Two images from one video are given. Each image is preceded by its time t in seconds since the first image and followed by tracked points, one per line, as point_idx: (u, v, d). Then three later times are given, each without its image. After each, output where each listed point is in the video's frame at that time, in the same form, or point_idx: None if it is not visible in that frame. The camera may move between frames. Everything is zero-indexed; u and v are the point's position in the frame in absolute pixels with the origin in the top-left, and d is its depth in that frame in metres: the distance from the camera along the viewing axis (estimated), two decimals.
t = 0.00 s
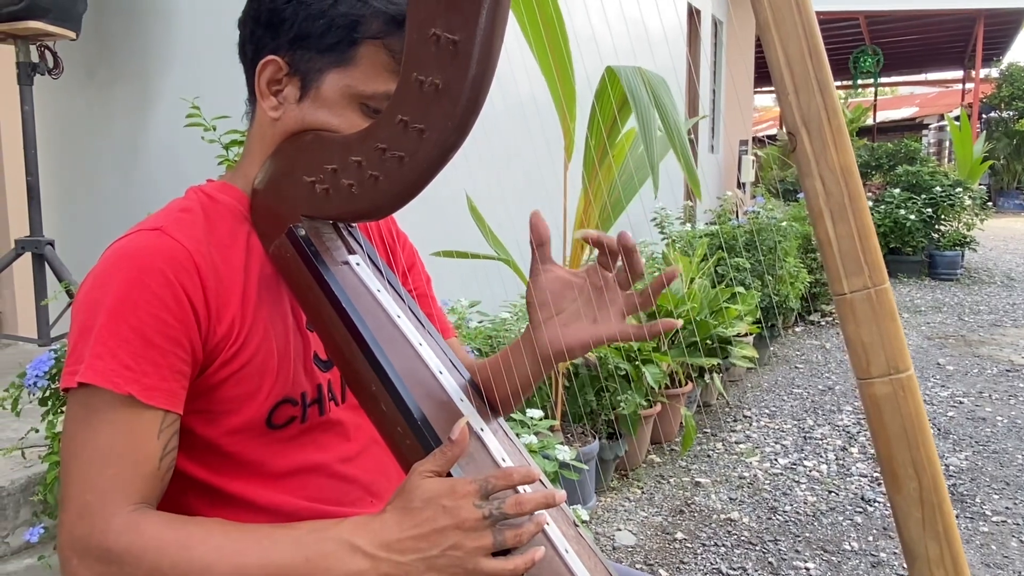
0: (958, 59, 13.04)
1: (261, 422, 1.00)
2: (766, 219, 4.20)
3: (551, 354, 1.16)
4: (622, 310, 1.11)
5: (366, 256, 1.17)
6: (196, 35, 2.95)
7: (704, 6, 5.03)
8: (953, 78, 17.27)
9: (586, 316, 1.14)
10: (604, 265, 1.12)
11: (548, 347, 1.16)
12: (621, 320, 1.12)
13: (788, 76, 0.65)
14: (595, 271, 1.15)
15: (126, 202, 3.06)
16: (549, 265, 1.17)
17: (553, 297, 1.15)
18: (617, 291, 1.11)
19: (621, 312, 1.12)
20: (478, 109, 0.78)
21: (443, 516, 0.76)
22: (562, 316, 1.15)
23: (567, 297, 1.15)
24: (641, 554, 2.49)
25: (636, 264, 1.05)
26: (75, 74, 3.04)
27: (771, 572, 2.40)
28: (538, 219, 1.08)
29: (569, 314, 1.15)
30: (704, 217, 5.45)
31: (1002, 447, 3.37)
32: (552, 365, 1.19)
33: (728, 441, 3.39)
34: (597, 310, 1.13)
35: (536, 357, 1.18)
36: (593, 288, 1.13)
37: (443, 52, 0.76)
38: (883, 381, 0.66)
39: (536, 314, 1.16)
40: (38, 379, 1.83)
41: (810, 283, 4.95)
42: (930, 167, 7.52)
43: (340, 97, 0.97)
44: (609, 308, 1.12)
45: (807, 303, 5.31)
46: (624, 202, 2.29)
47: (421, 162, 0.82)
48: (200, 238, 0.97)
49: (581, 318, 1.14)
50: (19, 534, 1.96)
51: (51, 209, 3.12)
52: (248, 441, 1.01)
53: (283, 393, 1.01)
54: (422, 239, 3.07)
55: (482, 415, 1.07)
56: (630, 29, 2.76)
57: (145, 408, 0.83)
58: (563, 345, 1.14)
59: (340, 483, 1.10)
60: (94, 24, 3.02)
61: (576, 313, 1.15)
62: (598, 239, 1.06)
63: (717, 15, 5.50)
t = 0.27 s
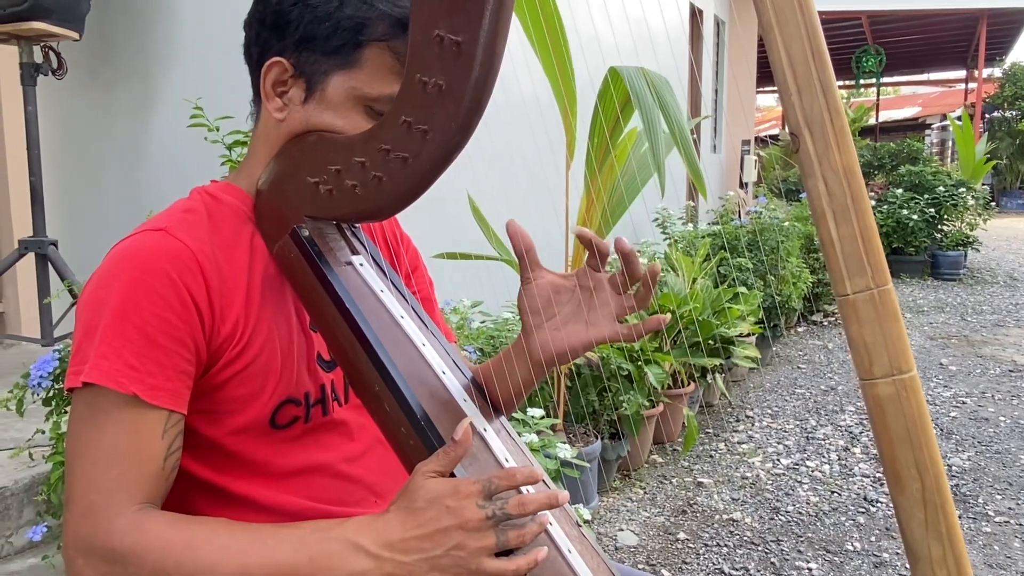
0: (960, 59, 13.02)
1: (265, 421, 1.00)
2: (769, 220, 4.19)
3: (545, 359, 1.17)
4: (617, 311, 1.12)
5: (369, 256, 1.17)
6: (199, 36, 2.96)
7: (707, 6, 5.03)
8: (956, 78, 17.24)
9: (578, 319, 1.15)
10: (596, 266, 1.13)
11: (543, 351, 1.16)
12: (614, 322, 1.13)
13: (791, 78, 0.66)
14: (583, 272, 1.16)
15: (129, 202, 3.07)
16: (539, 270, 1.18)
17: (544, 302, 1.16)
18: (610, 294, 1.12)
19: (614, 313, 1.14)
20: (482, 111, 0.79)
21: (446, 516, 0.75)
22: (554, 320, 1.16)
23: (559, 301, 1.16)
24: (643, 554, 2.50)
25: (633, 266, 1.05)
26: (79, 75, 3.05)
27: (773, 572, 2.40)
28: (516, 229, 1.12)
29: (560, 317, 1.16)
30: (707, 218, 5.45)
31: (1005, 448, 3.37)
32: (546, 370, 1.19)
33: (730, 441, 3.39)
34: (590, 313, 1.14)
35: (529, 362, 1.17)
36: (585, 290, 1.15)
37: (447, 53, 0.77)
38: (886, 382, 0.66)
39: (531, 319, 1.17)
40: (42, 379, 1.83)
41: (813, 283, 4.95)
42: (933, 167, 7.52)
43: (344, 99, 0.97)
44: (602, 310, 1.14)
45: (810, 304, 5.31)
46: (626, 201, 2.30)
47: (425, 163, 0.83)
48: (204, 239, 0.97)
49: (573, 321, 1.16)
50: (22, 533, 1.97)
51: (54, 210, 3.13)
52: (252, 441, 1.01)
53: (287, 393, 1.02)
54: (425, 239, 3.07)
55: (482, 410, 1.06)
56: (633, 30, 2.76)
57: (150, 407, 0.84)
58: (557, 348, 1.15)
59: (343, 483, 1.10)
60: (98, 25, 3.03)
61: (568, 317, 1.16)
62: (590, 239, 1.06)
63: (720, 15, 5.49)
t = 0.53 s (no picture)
0: (963, 59, 13.01)
1: (268, 422, 1.01)
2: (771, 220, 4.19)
3: (547, 368, 1.17)
4: (620, 323, 1.12)
5: (371, 257, 1.17)
6: (201, 37, 2.96)
7: (709, 6, 5.02)
8: (958, 78, 17.22)
9: (582, 329, 1.14)
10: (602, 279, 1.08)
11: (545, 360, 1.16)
12: (616, 333, 1.13)
13: (794, 78, 0.66)
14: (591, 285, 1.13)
15: (131, 202, 3.07)
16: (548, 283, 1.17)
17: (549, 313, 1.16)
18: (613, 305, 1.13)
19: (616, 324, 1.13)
20: (484, 112, 0.79)
21: (452, 515, 0.76)
22: (558, 331, 1.16)
23: (563, 312, 1.16)
24: (646, 555, 2.49)
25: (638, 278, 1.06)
26: (82, 76, 3.06)
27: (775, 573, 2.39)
28: (530, 242, 1.09)
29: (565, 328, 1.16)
30: (709, 218, 5.45)
31: (1008, 449, 3.36)
32: (547, 378, 1.19)
33: (732, 441, 3.39)
34: (593, 323, 1.13)
35: (531, 371, 1.18)
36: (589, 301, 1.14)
37: (450, 54, 0.77)
38: (889, 383, 0.66)
39: (535, 328, 1.17)
40: (44, 379, 1.83)
41: (816, 283, 4.94)
42: (936, 167, 7.51)
43: (347, 100, 0.97)
44: (605, 320, 1.13)
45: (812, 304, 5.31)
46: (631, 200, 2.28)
47: (428, 164, 0.83)
48: (208, 240, 0.97)
49: (577, 332, 1.15)
50: (25, 534, 1.97)
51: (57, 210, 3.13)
52: (255, 441, 1.01)
53: (290, 394, 1.02)
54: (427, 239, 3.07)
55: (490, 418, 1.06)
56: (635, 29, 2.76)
57: (154, 409, 0.84)
58: (560, 358, 1.15)
59: (346, 484, 1.10)
60: (101, 26, 3.04)
61: (572, 327, 1.16)
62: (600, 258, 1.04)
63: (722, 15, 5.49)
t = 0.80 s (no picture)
0: (965, 59, 13.01)
1: (270, 423, 1.01)
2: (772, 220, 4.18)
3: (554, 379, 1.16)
4: (632, 344, 1.09)
5: (372, 257, 1.17)
6: (202, 37, 2.97)
7: (709, 6, 5.02)
8: (960, 78, 17.22)
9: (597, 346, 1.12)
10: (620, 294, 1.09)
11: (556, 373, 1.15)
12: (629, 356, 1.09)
13: (795, 78, 0.65)
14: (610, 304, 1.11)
15: (133, 202, 3.07)
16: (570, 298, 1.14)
17: (567, 325, 1.14)
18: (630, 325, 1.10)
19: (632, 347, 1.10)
20: (485, 112, 0.79)
21: (454, 493, 0.74)
22: (572, 344, 1.15)
23: (580, 326, 1.14)
24: (647, 555, 2.49)
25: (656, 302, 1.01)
26: (83, 76, 3.07)
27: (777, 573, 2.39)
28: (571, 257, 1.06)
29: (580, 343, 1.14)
30: (710, 218, 5.45)
31: (1010, 449, 3.36)
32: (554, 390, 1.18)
33: (734, 441, 3.39)
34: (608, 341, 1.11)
35: (539, 381, 1.17)
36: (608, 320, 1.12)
37: (451, 53, 0.76)
38: (891, 383, 0.66)
39: (549, 339, 1.16)
40: (47, 379, 1.84)
41: (817, 283, 4.94)
42: (937, 167, 7.51)
43: (348, 99, 0.97)
44: (621, 341, 1.11)
45: (813, 304, 5.30)
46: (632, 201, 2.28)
47: (429, 164, 0.83)
48: (210, 241, 0.97)
49: (593, 348, 1.13)
50: (28, 534, 1.98)
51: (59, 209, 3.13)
52: (257, 442, 1.01)
53: (292, 394, 1.02)
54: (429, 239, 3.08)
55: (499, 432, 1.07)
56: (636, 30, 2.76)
57: (158, 409, 0.84)
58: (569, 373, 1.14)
59: (348, 484, 1.10)
60: (103, 27, 3.04)
61: (587, 343, 1.13)
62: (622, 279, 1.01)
63: (723, 15, 5.50)
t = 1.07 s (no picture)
0: (967, 59, 12.98)
1: (272, 422, 1.01)
2: (773, 221, 4.18)
3: (555, 352, 1.18)
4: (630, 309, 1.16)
5: (373, 256, 1.17)
6: (204, 37, 2.97)
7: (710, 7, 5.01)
8: (962, 78, 17.19)
9: (595, 313, 1.17)
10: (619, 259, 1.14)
11: (552, 346, 1.18)
12: (626, 318, 1.16)
13: (797, 77, 0.65)
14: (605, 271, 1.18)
15: (136, 199, 3.08)
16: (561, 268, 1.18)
17: (560, 297, 1.18)
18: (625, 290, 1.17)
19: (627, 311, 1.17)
20: (486, 110, 0.79)
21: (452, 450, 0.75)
22: (570, 315, 1.19)
23: (577, 296, 1.19)
24: (648, 555, 2.49)
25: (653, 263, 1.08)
26: (85, 76, 3.07)
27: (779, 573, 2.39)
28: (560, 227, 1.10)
29: (573, 313, 1.19)
30: (712, 218, 5.44)
31: (1012, 449, 3.35)
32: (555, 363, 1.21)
33: (735, 441, 3.38)
34: (606, 308, 1.17)
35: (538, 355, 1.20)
36: (603, 288, 1.18)
37: (452, 52, 0.76)
38: (893, 382, 0.66)
39: (543, 313, 1.19)
40: (48, 378, 1.84)
41: (819, 283, 4.93)
42: (939, 167, 7.49)
43: (349, 98, 0.97)
44: (617, 305, 1.17)
45: (815, 304, 5.30)
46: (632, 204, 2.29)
47: (430, 162, 0.83)
48: (212, 239, 0.97)
49: (588, 317, 1.17)
50: (29, 533, 1.98)
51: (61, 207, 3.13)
52: (259, 441, 1.01)
53: (293, 393, 1.02)
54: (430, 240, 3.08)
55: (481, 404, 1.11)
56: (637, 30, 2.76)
57: (161, 406, 0.84)
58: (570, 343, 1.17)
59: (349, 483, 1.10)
60: (104, 26, 3.05)
61: (585, 311, 1.18)
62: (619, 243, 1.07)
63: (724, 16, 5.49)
